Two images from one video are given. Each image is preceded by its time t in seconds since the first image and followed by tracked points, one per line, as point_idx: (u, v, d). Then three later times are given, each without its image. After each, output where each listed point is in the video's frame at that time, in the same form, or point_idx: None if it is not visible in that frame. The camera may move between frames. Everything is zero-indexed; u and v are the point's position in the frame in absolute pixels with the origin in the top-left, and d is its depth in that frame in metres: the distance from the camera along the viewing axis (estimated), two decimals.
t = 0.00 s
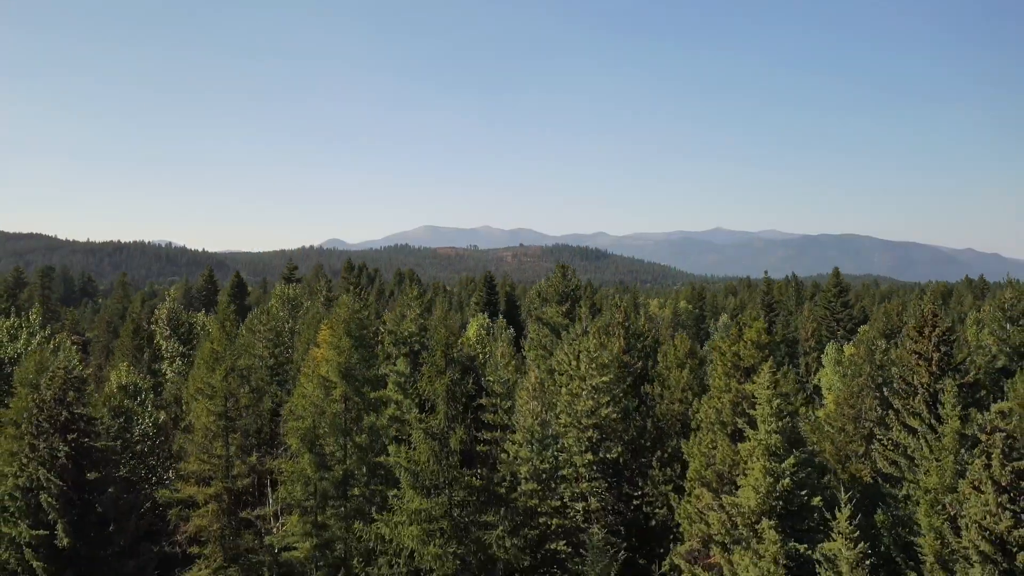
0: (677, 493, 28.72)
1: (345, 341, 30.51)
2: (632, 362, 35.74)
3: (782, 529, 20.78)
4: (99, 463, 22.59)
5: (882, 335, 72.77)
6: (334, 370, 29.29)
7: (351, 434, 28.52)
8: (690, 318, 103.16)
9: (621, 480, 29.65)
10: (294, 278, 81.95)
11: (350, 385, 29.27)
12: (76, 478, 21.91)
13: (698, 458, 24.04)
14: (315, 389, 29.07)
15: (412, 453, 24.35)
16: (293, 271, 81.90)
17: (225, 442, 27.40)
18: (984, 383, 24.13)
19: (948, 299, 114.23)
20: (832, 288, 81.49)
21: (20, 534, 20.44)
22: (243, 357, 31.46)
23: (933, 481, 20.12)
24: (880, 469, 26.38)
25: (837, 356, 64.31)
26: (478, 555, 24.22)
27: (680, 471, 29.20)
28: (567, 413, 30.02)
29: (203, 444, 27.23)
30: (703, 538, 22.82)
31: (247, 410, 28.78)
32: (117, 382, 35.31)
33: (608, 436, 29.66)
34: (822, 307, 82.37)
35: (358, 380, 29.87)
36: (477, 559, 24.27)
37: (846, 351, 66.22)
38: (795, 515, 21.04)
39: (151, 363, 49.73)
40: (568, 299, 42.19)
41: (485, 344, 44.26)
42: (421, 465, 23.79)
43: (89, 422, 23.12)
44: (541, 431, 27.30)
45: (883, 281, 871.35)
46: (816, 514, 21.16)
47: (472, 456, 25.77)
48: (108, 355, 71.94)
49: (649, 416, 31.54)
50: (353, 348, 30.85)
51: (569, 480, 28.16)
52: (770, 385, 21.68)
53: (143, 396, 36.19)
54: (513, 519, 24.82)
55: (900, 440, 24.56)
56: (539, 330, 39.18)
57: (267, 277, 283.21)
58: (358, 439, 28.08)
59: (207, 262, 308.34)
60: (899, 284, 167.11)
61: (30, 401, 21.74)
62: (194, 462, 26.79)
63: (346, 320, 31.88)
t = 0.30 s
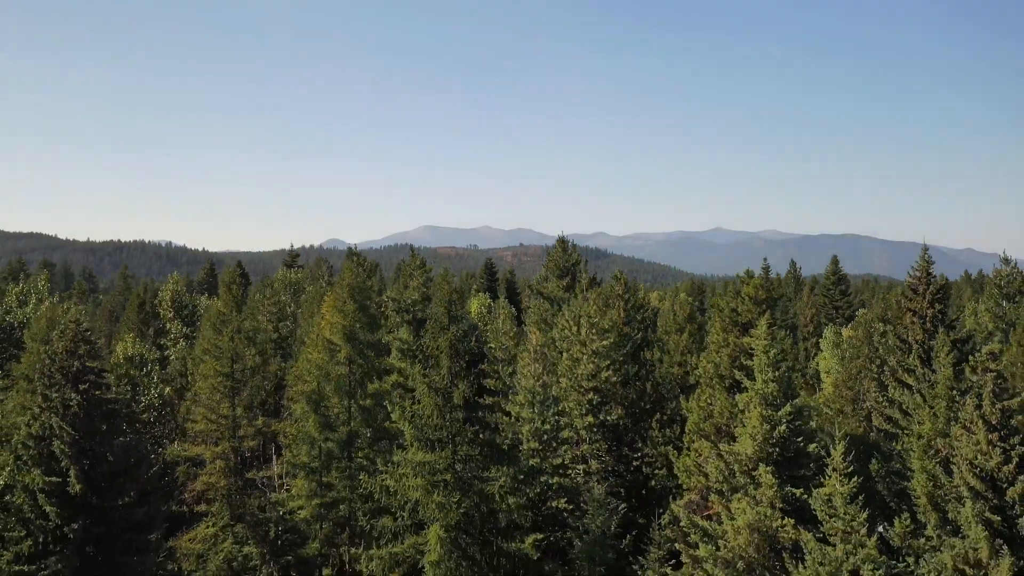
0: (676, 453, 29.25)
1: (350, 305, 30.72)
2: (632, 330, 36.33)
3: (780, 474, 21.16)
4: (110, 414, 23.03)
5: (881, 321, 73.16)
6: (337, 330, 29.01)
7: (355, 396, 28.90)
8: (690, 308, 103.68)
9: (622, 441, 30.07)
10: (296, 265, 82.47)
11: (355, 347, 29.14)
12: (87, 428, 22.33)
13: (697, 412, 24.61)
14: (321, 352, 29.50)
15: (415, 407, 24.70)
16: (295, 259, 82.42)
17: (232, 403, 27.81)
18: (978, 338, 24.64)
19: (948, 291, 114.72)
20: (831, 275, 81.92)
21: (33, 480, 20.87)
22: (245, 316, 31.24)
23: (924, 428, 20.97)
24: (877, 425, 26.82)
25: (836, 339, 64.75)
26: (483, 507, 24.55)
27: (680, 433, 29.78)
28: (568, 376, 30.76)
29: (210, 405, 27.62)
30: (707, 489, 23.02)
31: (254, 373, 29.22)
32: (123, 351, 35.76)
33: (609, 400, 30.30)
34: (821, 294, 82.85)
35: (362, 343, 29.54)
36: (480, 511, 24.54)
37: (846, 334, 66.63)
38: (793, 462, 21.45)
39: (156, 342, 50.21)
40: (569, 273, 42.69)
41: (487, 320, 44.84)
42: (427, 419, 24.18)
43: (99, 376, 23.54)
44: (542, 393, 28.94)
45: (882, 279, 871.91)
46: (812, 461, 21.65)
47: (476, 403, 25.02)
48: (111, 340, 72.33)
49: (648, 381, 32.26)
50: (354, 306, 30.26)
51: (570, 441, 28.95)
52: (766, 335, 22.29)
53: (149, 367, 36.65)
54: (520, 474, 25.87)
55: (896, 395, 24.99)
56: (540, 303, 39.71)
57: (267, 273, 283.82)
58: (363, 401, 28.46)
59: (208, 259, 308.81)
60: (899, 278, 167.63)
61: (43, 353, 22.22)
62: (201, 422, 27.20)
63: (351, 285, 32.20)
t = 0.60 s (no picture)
0: (673, 414, 29.68)
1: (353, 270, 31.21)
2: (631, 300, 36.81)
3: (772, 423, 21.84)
4: (119, 366, 23.61)
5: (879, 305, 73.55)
6: (343, 296, 29.21)
7: (358, 358, 29.38)
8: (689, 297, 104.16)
9: (620, 404, 30.66)
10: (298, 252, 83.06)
11: (358, 311, 29.59)
12: (98, 380, 22.93)
13: (693, 368, 25.14)
14: (324, 315, 30.00)
15: (416, 363, 25.04)
16: (297, 245, 82.98)
17: (237, 365, 28.35)
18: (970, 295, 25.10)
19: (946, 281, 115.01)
20: (830, 261, 82.36)
21: (45, 427, 21.46)
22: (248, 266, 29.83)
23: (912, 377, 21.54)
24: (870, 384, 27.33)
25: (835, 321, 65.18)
26: (484, 461, 24.96)
27: (677, 395, 30.24)
28: (567, 341, 31.24)
29: (216, 366, 28.16)
30: (708, 441, 23.26)
31: (258, 336, 29.74)
32: (130, 322, 36.34)
33: (608, 364, 30.65)
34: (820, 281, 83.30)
35: (365, 308, 29.90)
36: (482, 465, 24.99)
37: (844, 316, 67.05)
38: (786, 411, 21.94)
39: (161, 321, 50.81)
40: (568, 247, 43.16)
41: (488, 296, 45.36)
42: (428, 374, 24.69)
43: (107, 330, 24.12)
44: (541, 356, 29.43)
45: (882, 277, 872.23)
46: (807, 408, 21.94)
47: (476, 364, 25.64)
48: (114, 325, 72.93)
49: (646, 347, 32.77)
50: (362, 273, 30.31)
51: (568, 403, 29.43)
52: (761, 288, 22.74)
53: (155, 338, 37.22)
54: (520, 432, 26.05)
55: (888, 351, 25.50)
56: (540, 276, 40.22)
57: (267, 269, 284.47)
58: (366, 363, 28.98)
59: (209, 255, 309.14)
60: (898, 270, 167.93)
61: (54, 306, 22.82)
62: (207, 382, 27.74)
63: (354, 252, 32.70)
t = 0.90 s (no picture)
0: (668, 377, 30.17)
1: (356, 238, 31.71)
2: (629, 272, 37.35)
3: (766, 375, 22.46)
4: (129, 322, 24.17)
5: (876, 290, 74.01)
6: (346, 262, 29.63)
7: (361, 323, 29.91)
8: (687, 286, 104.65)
9: (620, 371, 31.51)
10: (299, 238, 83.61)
11: (361, 276, 30.06)
12: (109, 334, 23.42)
13: (689, 326, 25.71)
14: (328, 282, 30.50)
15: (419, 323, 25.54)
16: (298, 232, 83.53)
17: (243, 328, 28.89)
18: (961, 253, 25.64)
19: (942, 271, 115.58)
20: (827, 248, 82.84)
21: (58, 378, 22.06)
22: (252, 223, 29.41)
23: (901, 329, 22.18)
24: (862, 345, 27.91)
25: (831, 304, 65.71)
26: (485, 417, 25.49)
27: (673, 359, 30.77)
28: (566, 308, 31.78)
29: (221, 330, 28.71)
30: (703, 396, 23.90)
31: (263, 302, 30.27)
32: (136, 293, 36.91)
33: (607, 330, 31.09)
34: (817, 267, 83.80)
35: (368, 274, 30.46)
36: (484, 422, 25.61)
37: (841, 300, 67.54)
38: (779, 362, 22.56)
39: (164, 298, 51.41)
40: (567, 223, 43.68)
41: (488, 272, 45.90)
42: (430, 333, 25.27)
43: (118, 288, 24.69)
44: (540, 321, 29.97)
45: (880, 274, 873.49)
46: (799, 361, 22.53)
47: (476, 329, 26.18)
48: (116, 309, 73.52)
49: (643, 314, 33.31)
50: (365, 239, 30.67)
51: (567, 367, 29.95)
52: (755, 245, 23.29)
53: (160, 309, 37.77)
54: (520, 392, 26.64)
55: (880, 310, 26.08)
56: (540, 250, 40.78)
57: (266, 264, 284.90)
58: (369, 327, 29.54)
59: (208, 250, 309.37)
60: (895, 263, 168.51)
61: (66, 262, 23.39)
62: (213, 344, 28.29)
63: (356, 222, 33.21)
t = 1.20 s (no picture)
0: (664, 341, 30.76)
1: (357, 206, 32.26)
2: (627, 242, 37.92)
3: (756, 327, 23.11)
4: (136, 280, 24.70)
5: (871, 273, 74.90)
6: (348, 228, 30.07)
7: (361, 288, 30.45)
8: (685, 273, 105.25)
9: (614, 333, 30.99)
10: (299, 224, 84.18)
11: (362, 242, 30.58)
12: (116, 290, 23.92)
13: (685, 285, 26.30)
14: (329, 248, 31.03)
15: (420, 283, 25.86)
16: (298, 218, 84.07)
17: (246, 293, 29.44)
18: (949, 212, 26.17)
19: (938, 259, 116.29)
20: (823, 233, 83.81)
21: (67, 331, 22.64)
22: (254, 188, 29.70)
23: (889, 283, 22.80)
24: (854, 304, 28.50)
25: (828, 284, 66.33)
26: (485, 374, 26.07)
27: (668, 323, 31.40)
28: (563, 275, 32.34)
29: (225, 294, 29.28)
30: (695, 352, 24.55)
31: (265, 268, 30.83)
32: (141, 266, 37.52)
33: (604, 295, 31.69)
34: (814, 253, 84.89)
35: (368, 240, 31.00)
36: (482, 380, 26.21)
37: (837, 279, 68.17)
38: (770, 316, 23.22)
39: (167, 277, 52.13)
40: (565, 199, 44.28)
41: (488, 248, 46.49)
42: (430, 292, 25.82)
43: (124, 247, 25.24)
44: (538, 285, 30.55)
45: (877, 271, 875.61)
46: (790, 314, 23.16)
47: (475, 289, 26.67)
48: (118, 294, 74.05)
49: (638, 283, 33.94)
50: (367, 206, 31.12)
51: (565, 331, 30.53)
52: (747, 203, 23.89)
53: (165, 282, 38.37)
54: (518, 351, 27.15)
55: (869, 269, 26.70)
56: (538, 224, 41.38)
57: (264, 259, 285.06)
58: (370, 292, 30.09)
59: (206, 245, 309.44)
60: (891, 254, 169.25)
61: (74, 220, 23.96)
62: (217, 308, 28.85)
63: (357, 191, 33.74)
